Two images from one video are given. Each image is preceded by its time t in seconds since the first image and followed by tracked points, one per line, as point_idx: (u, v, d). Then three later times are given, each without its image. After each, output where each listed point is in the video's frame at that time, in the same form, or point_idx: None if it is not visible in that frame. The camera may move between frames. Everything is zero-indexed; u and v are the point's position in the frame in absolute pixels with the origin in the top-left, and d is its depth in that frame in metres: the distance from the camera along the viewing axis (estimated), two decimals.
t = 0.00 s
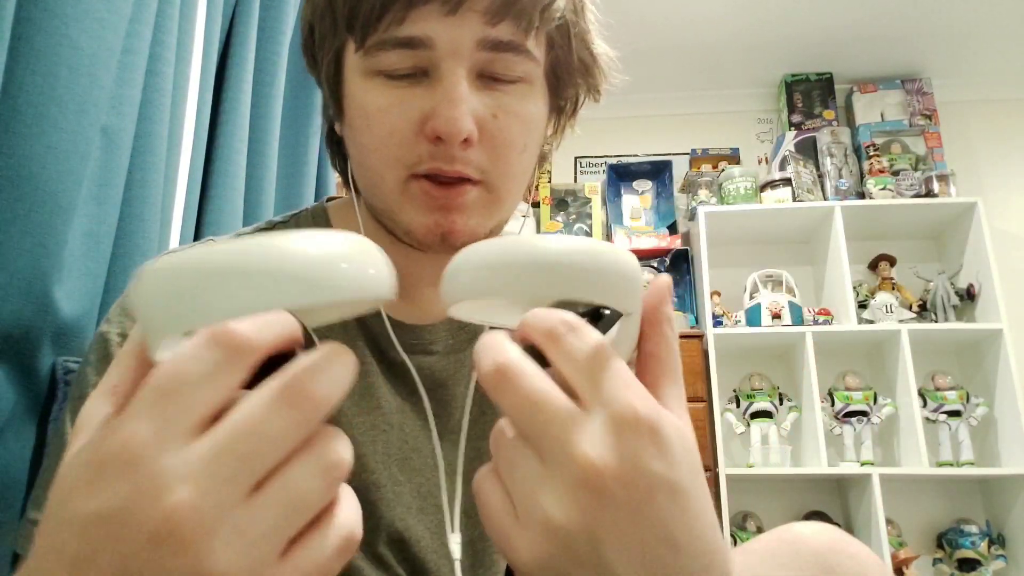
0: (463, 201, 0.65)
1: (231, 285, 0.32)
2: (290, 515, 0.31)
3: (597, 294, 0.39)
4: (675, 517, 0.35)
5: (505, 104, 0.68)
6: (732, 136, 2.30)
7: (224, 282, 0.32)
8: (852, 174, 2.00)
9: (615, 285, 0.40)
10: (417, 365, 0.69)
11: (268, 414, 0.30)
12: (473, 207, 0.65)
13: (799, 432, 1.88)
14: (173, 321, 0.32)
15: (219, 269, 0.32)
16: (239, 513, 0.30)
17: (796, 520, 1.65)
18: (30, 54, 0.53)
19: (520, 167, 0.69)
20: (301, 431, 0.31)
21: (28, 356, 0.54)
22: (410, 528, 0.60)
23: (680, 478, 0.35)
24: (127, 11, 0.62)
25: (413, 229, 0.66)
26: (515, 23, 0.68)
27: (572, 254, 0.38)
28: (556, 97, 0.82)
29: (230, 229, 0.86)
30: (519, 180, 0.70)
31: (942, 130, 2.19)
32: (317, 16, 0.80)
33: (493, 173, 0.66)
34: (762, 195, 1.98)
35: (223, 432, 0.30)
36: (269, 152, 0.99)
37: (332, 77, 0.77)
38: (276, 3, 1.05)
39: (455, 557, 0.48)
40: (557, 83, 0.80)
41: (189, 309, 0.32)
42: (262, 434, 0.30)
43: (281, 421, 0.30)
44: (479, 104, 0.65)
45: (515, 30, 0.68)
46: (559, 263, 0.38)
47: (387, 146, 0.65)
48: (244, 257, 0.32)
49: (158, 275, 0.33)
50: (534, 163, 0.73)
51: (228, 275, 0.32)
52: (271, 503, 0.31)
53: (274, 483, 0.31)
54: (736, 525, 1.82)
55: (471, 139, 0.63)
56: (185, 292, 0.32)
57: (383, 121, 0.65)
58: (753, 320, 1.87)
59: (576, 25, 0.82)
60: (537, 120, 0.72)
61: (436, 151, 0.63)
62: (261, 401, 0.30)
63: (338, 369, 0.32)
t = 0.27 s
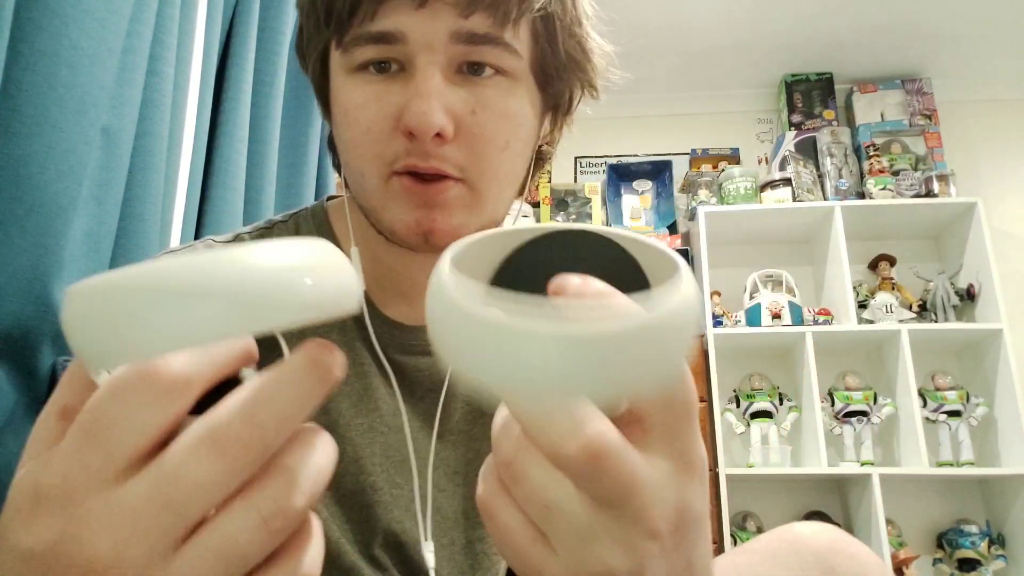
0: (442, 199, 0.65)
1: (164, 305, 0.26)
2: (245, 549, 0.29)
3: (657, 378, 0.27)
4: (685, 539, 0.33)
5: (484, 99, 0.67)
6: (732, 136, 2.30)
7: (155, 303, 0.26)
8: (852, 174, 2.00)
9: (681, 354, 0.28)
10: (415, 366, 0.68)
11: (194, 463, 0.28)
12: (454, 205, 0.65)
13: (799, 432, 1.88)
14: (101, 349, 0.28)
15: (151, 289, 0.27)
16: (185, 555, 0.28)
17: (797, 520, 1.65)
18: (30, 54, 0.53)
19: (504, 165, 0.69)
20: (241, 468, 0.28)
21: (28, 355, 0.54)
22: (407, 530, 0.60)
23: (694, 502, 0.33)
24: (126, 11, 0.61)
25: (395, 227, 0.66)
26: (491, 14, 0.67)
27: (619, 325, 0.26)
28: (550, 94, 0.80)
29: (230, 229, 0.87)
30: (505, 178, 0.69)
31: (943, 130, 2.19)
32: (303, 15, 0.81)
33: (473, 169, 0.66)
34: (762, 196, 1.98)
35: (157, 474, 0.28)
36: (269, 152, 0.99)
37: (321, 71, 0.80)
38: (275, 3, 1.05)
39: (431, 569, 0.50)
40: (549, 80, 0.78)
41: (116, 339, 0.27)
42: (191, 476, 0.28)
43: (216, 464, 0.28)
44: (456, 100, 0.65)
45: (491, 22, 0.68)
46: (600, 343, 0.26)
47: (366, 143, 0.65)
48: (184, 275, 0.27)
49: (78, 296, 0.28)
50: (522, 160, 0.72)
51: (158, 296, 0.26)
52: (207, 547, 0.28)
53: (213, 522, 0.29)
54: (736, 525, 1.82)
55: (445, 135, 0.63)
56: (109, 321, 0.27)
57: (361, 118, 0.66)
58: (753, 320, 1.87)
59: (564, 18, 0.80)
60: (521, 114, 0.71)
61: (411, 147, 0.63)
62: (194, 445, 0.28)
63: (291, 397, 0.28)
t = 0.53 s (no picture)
0: (441, 199, 0.65)
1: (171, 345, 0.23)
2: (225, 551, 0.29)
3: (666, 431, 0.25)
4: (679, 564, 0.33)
5: (484, 99, 0.67)
6: (732, 136, 2.30)
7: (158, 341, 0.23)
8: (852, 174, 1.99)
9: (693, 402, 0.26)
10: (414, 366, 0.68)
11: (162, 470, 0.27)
12: (453, 207, 0.66)
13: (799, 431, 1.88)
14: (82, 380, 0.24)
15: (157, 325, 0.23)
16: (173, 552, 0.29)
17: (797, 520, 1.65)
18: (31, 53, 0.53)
19: (504, 165, 0.69)
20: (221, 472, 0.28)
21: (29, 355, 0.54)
22: (405, 531, 0.60)
23: (691, 527, 0.33)
24: (127, 11, 0.61)
25: (395, 229, 0.66)
26: (490, 13, 0.67)
27: (624, 379, 0.24)
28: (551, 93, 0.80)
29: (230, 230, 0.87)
30: (504, 177, 0.70)
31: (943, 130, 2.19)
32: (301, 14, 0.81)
33: (472, 170, 0.66)
34: (762, 196, 1.98)
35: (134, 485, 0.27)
36: (269, 152, 0.99)
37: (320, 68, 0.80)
38: (276, 3, 1.05)
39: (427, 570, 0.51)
40: (550, 78, 0.78)
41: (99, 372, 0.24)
42: (174, 488, 0.27)
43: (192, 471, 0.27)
44: (456, 100, 0.65)
45: (490, 21, 0.67)
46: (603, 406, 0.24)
47: (365, 144, 0.65)
48: (197, 315, 0.23)
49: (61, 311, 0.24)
50: (521, 160, 0.72)
51: (160, 332, 0.23)
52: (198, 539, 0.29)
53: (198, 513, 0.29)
54: (736, 525, 1.81)
55: (444, 135, 0.63)
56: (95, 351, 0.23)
57: (360, 118, 0.66)
58: (753, 320, 1.87)
59: (564, 16, 0.80)
60: (520, 114, 0.71)
61: (411, 148, 0.63)
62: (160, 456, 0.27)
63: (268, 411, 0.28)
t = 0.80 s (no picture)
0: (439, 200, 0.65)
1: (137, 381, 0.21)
2: None
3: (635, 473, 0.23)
4: None
5: (483, 99, 0.67)
6: (732, 136, 2.30)
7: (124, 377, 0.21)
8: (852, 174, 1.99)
9: (664, 436, 0.24)
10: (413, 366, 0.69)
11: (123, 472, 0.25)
12: (451, 209, 0.66)
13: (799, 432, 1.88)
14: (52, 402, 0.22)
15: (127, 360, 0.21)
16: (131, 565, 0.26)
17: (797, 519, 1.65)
18: (31, 53, 0.53)
19: (503, 165, 0.69)
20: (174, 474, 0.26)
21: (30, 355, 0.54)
22: (403, 532, 0.60)
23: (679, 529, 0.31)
24: (127, 11, 0.61)
25: (393, 230, 0.66)
26: (489, 13, 0.67)
27: (578, 436, 0.21)
28: (551, 92, 0.80)
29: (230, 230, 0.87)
30: (503, 178, 0.70)
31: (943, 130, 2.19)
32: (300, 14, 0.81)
33: (471, 171, 0.66)
34: (762, 196, 1.98)
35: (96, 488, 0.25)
36: (269, 152, 0.99)
37: (318, 67, 0.80)
38: (276, 3, 1.05)
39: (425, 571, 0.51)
40: (549, 78, 0.78)
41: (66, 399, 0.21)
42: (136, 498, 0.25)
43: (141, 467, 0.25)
44: (455, 100, 0.65)
45: (489, 20, 0.67)
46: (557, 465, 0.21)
47: (364, 145, 0.66)
48: (169, 358, 0.21)
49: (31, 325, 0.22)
50: (521, 160, 0.72)
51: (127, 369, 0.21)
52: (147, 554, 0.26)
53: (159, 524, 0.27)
54: (736, 525, 1.81)
55: (443, 136, 0.63)
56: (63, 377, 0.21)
57: (358, 119, 0.66)
58: (753, 320, 1.87)
59: (563, 16, 0.80)
60: (520, 114, 0.71)
61: (409, 148, 0.63)
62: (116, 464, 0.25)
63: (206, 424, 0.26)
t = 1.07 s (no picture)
0: (438, 199, 0.65)
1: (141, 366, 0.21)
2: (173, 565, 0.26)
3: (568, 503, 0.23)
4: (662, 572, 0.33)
5: (483, 98, 0.67)
6: (732, 136, 2.30)
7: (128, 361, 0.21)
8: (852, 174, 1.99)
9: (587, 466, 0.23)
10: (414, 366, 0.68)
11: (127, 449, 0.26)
12: (451, 207, 0.66)
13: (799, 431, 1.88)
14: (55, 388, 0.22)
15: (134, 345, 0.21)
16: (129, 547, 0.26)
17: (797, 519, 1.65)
18: (31, 53, 0.53)
19: (503, 165, 0.69)
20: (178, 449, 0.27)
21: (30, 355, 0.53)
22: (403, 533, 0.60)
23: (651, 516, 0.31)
24: (127, 11, 0.61)
25: (393, 229, 0.66)
26: (488, 12, 0.67)
27: (492, 486, 0.21)
28: (551, 93, 0.80)
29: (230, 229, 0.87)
30: (503, 177, 0.70)
31: (943, 130, 2.19)
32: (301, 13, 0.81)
33: (470, 170, 0.66)
34: (762, 196, 1.98)
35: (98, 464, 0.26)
36: (270, 152, 0.99)
37: (319, 66, 0.80)
38: (276, 3, 1.05)
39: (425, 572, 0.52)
40: (550, 78, 0.78)
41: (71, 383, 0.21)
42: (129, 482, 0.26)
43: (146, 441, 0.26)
44: (455, 99, 0.65)
45: (490, 19, 0.67)
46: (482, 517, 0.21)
47: (364, 143, 0.65)
48: (171, 342, 0.21)
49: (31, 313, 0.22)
50: (521, 159, 0.72)
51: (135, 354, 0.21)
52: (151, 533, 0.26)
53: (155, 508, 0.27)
54: (736, 525, 1.81)
55: (442, 135, 0.63)
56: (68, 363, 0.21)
57: (359, 117, 0.66)
58: (753, 320, 1.87)
59: (564, 16, 0.80)
60: (520, 115, 0.71)
61: (409, 147, 0.63)
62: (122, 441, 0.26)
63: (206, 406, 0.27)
